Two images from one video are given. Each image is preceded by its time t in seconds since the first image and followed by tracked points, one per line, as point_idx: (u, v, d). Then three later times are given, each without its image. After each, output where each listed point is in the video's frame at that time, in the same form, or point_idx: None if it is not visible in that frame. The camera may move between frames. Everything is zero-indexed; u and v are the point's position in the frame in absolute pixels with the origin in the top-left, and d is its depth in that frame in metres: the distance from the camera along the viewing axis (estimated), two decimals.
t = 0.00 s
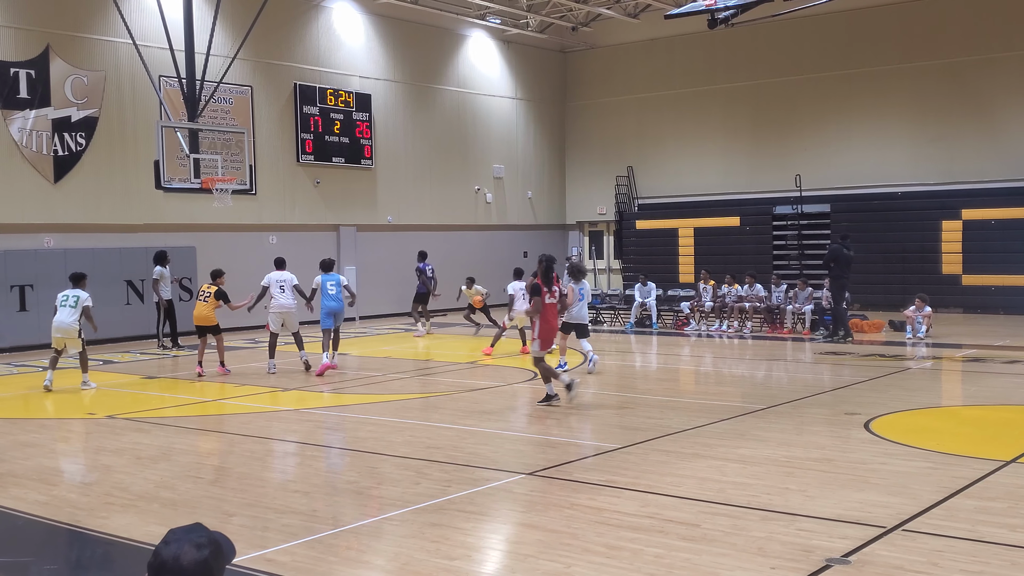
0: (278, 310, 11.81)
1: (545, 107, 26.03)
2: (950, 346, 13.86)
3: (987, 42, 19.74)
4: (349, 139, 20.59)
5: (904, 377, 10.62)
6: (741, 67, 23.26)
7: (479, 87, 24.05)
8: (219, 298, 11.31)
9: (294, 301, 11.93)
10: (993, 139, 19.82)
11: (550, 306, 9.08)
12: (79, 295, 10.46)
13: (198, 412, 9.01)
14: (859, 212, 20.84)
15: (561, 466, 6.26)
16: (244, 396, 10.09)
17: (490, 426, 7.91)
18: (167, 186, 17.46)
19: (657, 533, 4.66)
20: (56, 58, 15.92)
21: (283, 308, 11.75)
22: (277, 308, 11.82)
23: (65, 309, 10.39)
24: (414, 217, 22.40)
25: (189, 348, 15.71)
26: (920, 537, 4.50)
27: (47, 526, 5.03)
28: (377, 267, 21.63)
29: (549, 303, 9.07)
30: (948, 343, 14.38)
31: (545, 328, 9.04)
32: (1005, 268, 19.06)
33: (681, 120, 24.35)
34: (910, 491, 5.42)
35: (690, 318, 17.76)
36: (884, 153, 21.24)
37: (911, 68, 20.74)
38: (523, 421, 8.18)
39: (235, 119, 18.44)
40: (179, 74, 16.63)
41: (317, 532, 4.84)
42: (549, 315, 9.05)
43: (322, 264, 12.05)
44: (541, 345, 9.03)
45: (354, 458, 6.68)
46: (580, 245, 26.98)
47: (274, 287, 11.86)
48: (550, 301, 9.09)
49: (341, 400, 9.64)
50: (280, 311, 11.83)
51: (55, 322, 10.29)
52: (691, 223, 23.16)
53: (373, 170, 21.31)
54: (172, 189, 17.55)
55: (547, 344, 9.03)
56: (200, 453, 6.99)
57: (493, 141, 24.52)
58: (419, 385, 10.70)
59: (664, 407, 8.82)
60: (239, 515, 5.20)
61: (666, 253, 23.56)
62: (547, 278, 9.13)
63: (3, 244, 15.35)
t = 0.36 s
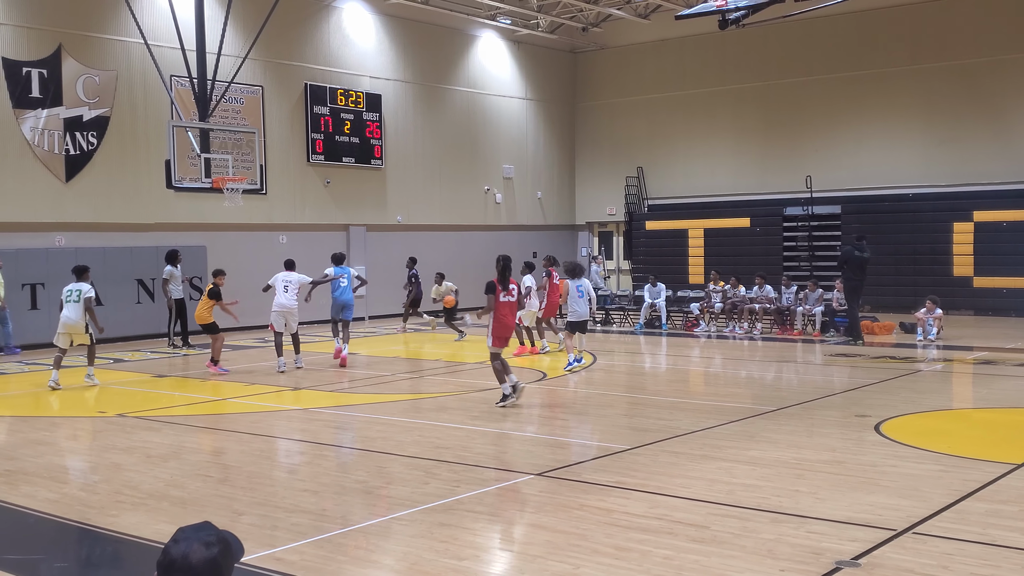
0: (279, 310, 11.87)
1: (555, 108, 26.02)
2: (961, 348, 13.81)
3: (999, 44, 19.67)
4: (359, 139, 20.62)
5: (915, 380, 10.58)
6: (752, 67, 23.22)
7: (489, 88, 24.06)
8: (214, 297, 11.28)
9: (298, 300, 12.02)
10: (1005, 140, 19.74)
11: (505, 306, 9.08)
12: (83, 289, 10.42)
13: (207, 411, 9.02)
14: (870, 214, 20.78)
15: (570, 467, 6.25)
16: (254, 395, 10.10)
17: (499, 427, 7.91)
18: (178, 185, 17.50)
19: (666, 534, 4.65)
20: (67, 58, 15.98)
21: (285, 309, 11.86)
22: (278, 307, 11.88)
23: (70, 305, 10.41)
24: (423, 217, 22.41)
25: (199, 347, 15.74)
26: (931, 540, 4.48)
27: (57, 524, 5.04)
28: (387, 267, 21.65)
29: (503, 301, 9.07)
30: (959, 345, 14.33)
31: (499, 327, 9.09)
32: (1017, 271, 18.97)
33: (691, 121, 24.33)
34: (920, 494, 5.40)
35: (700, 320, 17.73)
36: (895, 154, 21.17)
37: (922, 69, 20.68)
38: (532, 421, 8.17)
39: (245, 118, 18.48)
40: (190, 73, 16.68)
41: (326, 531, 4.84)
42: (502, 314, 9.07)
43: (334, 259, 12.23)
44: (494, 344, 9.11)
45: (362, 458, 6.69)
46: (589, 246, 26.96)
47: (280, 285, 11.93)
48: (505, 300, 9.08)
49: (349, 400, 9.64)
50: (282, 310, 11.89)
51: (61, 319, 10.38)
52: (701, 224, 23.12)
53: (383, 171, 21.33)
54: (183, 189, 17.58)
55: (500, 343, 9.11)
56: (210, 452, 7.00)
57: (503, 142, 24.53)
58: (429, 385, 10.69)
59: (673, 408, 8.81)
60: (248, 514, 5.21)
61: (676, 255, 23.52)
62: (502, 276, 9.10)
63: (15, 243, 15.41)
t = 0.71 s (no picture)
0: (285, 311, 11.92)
1: (568, 109, 26.01)
2: (977, 351, 13.74)
3: (1016, 45, 19.56)
4: (373, 140, 20.65)
5: (931, 383, 10.52)
6: (766, 69, 23.16)
7: (503, 89, 24.07)
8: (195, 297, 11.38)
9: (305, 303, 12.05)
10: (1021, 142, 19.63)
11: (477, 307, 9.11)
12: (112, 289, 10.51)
13: (221, 412, 9.04)
14: (885, 216, 20.70)
15: (583, 469, 6.23)
16: (267, 395, 10.13)
17: (512, 429, 7.91)
18: (193, 186, 17.55)
19: (680, 537, 4.63)
20: (83, 60, 16.05)
21: (292, 309, 11.88)
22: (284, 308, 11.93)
23: (99, 305, 10.47)
24: (437, 218, 22.43)
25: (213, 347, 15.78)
26: (947, 545, 4.45)
27: (71, 524, 5.06)
28: (400, 269, 21.68)
29: (475, 302, 9.07)
30: (974, 348, 14.25)
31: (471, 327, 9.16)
32: None
33: (705, 123, 24.28)
34: (936, 498, 5.37)
35: (713, 322, 17.67)
36: (910, 156, 21.08)
37: (938, 70, 20.58)
38: (545, 423, 8.17)
39: (260, 120, 18.53)
40: (205, 75, 16.74)
41: (339, 532, 4.84)
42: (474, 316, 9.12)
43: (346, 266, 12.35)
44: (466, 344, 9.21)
45: (375, 459, 6.69)
46: (602, 248, 26.92)
47: (286, 287, 11.96)
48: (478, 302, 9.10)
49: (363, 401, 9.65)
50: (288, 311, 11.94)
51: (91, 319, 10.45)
52: (714, 226, 23.07)
53: (396, 172, 21.36)
54: (198, 190, 17.64)
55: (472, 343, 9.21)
56: (224, 453, 7.02)
57: (517, 144, 24.53)
58: (442, 387, 10.69)
59: (687, 411, 8.79)
60: (262, 514, 5.21)
61: (690, 256, 23.47)
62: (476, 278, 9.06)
63: (31, 244, 15.49)
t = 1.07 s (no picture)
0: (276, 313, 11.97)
1: (581, 111, 26.00)
2: (991, 353, 13.67)
3: None
4: (386, 142, 20.68)
5: (944, 385, 10.47)
6: (780, 70, 23.12)
7: (516, 91, 24.08)
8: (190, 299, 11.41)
9: (295, 305, 12.10)
10: None
11: (452, 309, 9.16)
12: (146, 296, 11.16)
13: (234, 412, 9.08)
14: (899, 218, 20.62)
15: (596, 471, 6.24)
16: (280, 396, 10.17)
17: (524, 430, 7.91)
18: (207, 187, 17.63)
19: (693, 539, 4.63)
20: (98, 62, 16.13)
21: (281, 312, 11.94)
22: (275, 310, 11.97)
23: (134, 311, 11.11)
24: (450, 220, 22.46)
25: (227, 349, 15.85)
26: (961, 548, 4.44)
27: (85, 524, 5.09)
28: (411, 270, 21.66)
29: (449, 305, 9.12)
30: (989, 350, 14.19)
31: (448, 330, 9.19)
32: None
33: (718, 125, 24.24)
34: (950, 501, 5.35)
35: (726, 323, 17.64)
36: (924, 157, 21.01)
37: (952, 71, 20.50)
38: (557, 425, 8.17)
39: (273, 122, 18.60)
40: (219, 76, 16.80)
41: (352, 533, 4.86)
42: (449, 317, 9.17)
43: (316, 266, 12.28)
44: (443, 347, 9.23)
45: (387, 460, 6.70)
46: (615, 249, 26.90)
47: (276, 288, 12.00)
48: (452, 303, 9.16)
49: (376, 402, 9.67)
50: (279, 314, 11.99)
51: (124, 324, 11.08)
52: (727, 227, 23.02)
53: (409, 173, 21.39)
54: (211, 191, 17.70)
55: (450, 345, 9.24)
56: (237, 453, 7.04)
57: (530, 145, 24.54)
58: (454, 388, 10.70)
59: (699, 412, 8.78)
60: (275, 515, 5.23)
61: (702, 258, 23.44)
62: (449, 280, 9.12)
63: (46, 244, 15.56)
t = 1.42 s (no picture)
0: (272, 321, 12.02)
1: (589, 113, 25.98)
2: (1002, 354, 13.60)
3: None
4: (395, 144, 20.69)
5: (955, 386, 10.43)
6: (789, 70, 23.07)
7: (525, 93, 24.09)
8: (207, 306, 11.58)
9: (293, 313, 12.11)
10: None
11: (429, 310, 9.23)
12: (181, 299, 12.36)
13: (245, 415, 9.10)
14: (909, 218, 20.55)
15: (606, 473, 6.23)
16: (290, 399, 10.19)
17: (533, 432, 7.91)
18: (216, 191, 17.68)
19: (703, 542, 4.62)
20: (108, 65, 16.19)
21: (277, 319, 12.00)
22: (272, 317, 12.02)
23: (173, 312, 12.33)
24: (459, 222, 22.47)
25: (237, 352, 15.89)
26: (973, 550, 4.42)
27: (97, 528, 5.10)
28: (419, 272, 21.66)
29: (423, 306, 9.21)
30: (999, 351, 14.13)
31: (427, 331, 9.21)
32: None
33: (727, 126, 24.21)
34: (962, 503, 5.32)
35: (737, 325, 17.61)
36: (934, 158, 20.94)
37: (962, 72, 20.43)
38: (567, 427, 8.16)
39: (283, 125, 18.63)
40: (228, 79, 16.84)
41: (362, 536, 4.86)
42: (427, 318, 9.21)
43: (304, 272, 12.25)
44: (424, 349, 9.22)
45: (397, 463, 6.71)
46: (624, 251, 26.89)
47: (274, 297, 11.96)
48: (428, 304, 9.23)
49: (386, 404, 9.68)
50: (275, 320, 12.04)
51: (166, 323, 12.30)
52: (737, 229, 22.99)
53: (418, 176, 21.40)
54: (221, 194, 17.76)
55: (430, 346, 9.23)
56: (248, 456, 7.05)
57: (539, 147, 24.54)
58: (464, 390, 10.71)
59: (709, 414, 8.76)
60: (286, 518, 5.24)
61: (712, 260, 23.42)
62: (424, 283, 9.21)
63: (56, 248, 15.63)
